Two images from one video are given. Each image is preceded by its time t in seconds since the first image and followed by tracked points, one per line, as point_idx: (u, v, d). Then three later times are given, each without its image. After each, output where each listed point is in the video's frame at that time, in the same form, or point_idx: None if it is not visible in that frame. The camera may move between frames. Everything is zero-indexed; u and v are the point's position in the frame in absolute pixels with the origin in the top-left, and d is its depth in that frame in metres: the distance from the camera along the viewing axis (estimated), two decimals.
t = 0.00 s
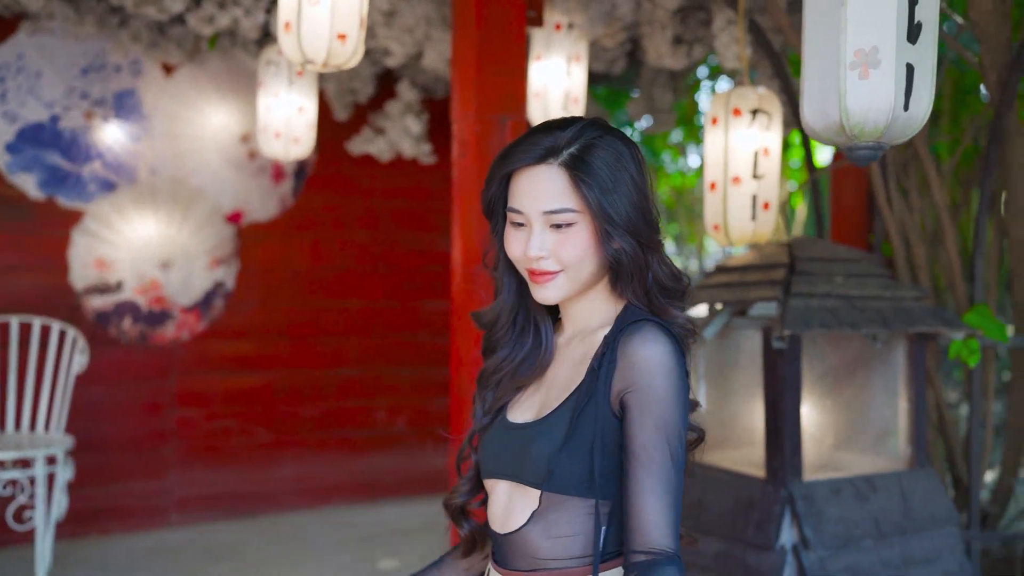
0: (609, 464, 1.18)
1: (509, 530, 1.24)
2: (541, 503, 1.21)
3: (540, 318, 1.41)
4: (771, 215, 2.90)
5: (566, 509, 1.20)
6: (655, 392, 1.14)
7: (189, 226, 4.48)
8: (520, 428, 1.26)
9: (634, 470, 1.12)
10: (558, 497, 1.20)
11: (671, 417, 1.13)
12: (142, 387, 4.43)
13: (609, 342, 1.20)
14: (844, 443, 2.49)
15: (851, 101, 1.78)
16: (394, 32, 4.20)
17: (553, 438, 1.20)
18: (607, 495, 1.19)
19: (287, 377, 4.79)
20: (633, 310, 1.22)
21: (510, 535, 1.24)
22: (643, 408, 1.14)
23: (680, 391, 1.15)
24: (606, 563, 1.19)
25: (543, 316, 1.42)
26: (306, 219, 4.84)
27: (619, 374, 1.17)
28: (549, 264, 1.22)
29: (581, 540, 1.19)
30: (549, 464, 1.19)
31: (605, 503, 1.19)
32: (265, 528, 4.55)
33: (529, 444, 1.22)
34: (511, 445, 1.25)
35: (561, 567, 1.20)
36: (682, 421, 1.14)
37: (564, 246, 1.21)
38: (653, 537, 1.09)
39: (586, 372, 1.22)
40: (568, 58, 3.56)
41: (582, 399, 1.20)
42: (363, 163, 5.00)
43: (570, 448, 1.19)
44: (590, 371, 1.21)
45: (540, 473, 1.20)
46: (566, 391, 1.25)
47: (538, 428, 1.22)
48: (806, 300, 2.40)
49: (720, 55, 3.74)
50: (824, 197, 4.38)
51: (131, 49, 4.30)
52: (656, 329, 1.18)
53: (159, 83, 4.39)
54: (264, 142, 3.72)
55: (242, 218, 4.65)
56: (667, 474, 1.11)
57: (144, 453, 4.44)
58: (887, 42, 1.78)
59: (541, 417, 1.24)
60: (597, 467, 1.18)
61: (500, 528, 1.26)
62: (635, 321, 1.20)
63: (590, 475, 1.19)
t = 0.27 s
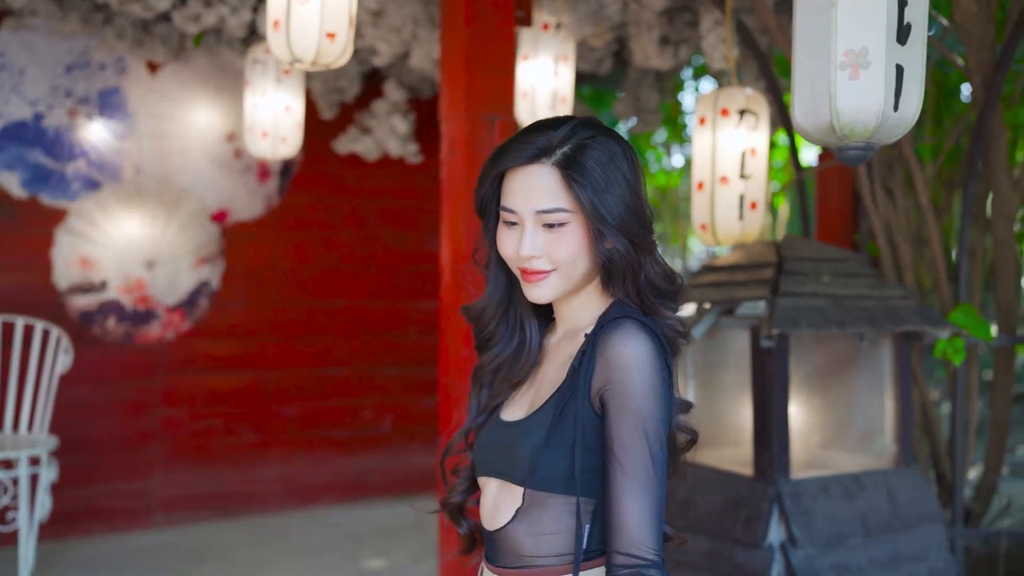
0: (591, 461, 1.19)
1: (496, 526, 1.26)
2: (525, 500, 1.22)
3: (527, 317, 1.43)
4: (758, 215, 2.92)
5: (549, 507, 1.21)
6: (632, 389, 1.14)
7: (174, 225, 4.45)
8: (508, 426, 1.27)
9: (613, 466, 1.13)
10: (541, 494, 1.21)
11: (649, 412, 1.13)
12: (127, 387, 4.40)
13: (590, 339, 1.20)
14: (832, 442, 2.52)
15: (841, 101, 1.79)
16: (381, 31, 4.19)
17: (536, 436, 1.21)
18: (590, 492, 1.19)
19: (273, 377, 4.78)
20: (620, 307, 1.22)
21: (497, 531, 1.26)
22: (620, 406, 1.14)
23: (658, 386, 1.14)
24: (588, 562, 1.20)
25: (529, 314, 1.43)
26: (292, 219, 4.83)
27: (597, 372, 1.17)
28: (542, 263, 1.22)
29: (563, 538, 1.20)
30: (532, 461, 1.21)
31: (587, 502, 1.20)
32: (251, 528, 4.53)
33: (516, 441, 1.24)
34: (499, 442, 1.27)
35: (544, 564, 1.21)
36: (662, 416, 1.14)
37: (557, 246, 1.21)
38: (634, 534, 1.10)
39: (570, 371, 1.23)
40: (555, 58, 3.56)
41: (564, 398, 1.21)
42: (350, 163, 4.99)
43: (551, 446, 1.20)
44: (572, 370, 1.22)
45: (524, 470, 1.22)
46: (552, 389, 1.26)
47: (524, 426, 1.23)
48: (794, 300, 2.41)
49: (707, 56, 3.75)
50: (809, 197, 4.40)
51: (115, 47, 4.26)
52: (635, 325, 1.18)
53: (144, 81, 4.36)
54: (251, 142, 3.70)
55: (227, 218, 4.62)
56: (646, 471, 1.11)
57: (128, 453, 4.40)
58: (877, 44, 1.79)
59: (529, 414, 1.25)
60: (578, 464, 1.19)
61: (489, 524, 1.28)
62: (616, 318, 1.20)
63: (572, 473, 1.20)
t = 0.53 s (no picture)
0: (570, 459, 1.19)
1: (485, 522, 1.28)
2: (510, 498, 1.23)
3: (517, 317, 1.42)
4: (747, 214, 2.93)
5: (532, 504, 1.22)
6: (611, 389, 1.13)
7: (159, 224, 4.42)
8: (497, 424, 1.28)
9: (591, 464, 1.13)
10: (525, 492, 1.22)
11: (628, 413, 1.13)
12: (112, 387, 4.37)
13: (572, 338, 1.21)
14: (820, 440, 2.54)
15: (831, 102, 1.81)
16: (370, 30, 4.17)
17: (519, 434, 1.22)
18: (569, 490, 1.20)
19: (260, 376, 4.76)
20: (607, 306, 1.22)
21: (485, 527, 1.28)
22: (599, 405, 1.13)
23: (637, 387, 1.14)
24: (567, 561, 1.21)
25: (520, 314, 1.42)
26: (279, 218, 4.81)
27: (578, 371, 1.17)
28: (534, 262, 1.22)
29: (546, 536, 1.21)
30: (514, 459, 1.22)
31: (569, 500, 1.20)
32: (238, 528, 4.51)
33: (502, 438, 1.25)
34: (488, 440, 1.28)
35: (526, 561, 1.23)
36: (641, 417, 1.14)
37: (550, 245, 1.21)
38: (609, 532, 1.10)
39: (553, 370, 1.23)
40: (544, 58, 3.57)
41: (546, 396, 1.21)
42: (337, 161, 4.97)
43: (533, 444, 1.21)
44: (554, 369, 1.22)
45: (507, 468, 1.23)
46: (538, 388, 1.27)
47: (510, 424, 1.24)
48: (784, 299, 2.42)
49: (696, 56, 3.77)
50: (796, 196, 4.43)
51: (100, 45, 4.22)
52: (617, 325, 1.18)
53: (129, 79, 4.32)
54: (239, 140, 3.69)
55: (213, 217, 4.60)
56: (623, 471, 1.11)
57: (113, 453, 4.38)
58: (867, 45, 1.81)
59: (518, 412, 1.26)
60: (557, 462, 1.19)
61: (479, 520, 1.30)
62: (599, 317, 1.20)
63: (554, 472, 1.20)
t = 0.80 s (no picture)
0: (553, 460, 1.20)
1: (477, 521, 1.29)
2: (499, 497, 1.24)
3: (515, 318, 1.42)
4: (737, 215, 2.95)
5: (517, 504, 1.23)
6: (592, 391, 1.14)
7: (146, 224, 4.39)
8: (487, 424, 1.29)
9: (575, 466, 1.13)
10: (511, 492, 1.23)
11: (609, 415, 1.13)
12: (98, 387, 4.34)
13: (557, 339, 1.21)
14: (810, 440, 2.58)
15: (822, 104, 1.81)
16: (358, 29, 4.16)
17: (507, 434, 1.23)
18: (552, 490, 1.20)
19: (247, 376, 4.74)
20: (593, 307, 1.22)
21: (477, 525, 1.29)
22: (581, 407, 1.14)
23: (620, 389, 1.14)
24: (547, 563, 1.22)
25: (517, 314, 1.42)
26: (266, 217, 4.79)
27: (561, 372, 1.17)
28: (529, 263, 1.22)
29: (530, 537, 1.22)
30: (500, 458, 1.23)
31: (555, 500, 1.21)
32: (225, 529, 4.49)
33: (492, 438, 1.26)
34: (480, 439, 1.29)
35: (512, 561, 1.24)
36: (624, 419, 1.14)
37: (545, 245, 1.21)
38: (591, 534, 1.10)
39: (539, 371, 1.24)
40: (533, 58, 3.57)
41: (532, 397, 1.22)
42: (325, 160, 4.95)
43: (518, 445, 1.22)
44: (540, 370, 1.23)
45: (494, 466, 1.24)
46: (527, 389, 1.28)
47: (499, 424, 1.25)
48: (773, 299, 2.43)
49: (686, 57, 3.78)
50: (784, 196, 4.45)
51: (86, 44, 4.19)
52: (601, 326, 1.18)
53: (115, 78, 4.29)
54: (228, 139, 3.67)
55: (200, 216, 4.58)
56: (606, 474, 1.11)
57: (100, 454, 4.35)
58: (857, 46, 1.81)
59: (508, 412, 1.27)
60: (540, 464, 1.20)
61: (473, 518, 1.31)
62: (584, 318, 1.20)
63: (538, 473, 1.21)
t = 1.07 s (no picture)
0: (541, 462, 1.20)
1: (472, 522, 1.30)
2: (492, 499, 1.25)
3: (511, 322, 1.42)
4: (727, 216, 2.96)
5: (509, 507, 1.23)
6: (582, 394, 1.14)
7: (133, 224, 4.36)
8: (482, 426, 1.31)
9: (564, 469, 1.14)
10: (504, 494, 1.24)
11: (600, 419, 1.13)
12: (85, 388, 4.32)
13: (550, 341, 1.21)
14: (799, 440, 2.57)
15: (813, 107, 1.82)
16: (348, 29, 4.14)
17: (498, 436, 1.24)
18: (542, 492, 1.21)
19: (236, 377, 4.72)
20: (586, 311, 1.23)
21: (471, 526, 1.30)
22: (571, 410, 1.14)
23: (610, 393, 1.14)
24: (528, 565, 1.22)
25: (513, 317, 1.43)
26: (255, 217, 4.77)
27: (553, 375, 1.18)
28: (526, 265, 1.22)
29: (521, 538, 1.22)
30: (493, 460, 1.24)
31: (546, 502, 1.22)
32: (214, 530, 4.47)
33: (486, 440, 1.27)
34: (475, 442, 1.31)
35: (500, 562, 1.24)
36: (614, 424, 1.14)
37: (542, 247, 1.22)
38: (577, 537, 1.11)
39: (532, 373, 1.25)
40: (523, 59, 3.57)
41: (524, 399, 1.23)
42: (313, 161, 4.94)
43: (510, 447, 1.22)
44: (532, 372, 1.23)
45: (487, 468, 1.25)
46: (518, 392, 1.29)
47: (492, 427, 1.27)
48: (763, 299, 2.44)
49: (676, 59, 3.80)
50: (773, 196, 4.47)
51: (73, 42, 4.16)
52: (593, 329, 1.19)
53: (103, 78, 4.25)
54: (217, 139, 3.66)
55: (188, 216, 4.55)
56: (594, 478, 1.12)
57: (87, 455, 4.32)
58: (847, 50, 1.82)
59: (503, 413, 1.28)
60: (530, 466, 1.20)
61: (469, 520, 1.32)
62: (576, 321, 1.20)
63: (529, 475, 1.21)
